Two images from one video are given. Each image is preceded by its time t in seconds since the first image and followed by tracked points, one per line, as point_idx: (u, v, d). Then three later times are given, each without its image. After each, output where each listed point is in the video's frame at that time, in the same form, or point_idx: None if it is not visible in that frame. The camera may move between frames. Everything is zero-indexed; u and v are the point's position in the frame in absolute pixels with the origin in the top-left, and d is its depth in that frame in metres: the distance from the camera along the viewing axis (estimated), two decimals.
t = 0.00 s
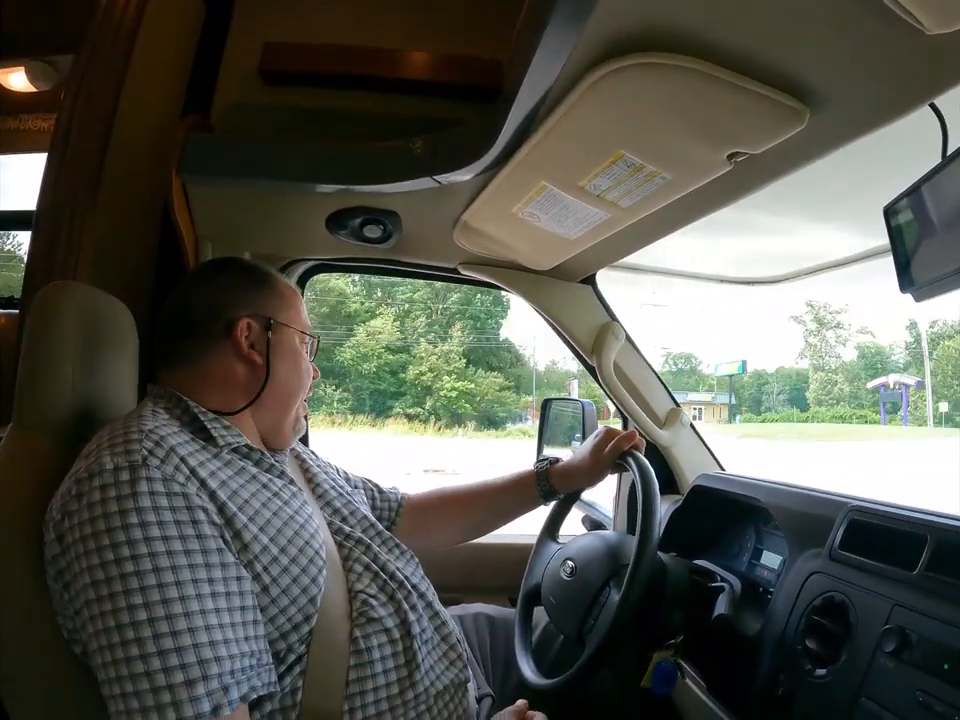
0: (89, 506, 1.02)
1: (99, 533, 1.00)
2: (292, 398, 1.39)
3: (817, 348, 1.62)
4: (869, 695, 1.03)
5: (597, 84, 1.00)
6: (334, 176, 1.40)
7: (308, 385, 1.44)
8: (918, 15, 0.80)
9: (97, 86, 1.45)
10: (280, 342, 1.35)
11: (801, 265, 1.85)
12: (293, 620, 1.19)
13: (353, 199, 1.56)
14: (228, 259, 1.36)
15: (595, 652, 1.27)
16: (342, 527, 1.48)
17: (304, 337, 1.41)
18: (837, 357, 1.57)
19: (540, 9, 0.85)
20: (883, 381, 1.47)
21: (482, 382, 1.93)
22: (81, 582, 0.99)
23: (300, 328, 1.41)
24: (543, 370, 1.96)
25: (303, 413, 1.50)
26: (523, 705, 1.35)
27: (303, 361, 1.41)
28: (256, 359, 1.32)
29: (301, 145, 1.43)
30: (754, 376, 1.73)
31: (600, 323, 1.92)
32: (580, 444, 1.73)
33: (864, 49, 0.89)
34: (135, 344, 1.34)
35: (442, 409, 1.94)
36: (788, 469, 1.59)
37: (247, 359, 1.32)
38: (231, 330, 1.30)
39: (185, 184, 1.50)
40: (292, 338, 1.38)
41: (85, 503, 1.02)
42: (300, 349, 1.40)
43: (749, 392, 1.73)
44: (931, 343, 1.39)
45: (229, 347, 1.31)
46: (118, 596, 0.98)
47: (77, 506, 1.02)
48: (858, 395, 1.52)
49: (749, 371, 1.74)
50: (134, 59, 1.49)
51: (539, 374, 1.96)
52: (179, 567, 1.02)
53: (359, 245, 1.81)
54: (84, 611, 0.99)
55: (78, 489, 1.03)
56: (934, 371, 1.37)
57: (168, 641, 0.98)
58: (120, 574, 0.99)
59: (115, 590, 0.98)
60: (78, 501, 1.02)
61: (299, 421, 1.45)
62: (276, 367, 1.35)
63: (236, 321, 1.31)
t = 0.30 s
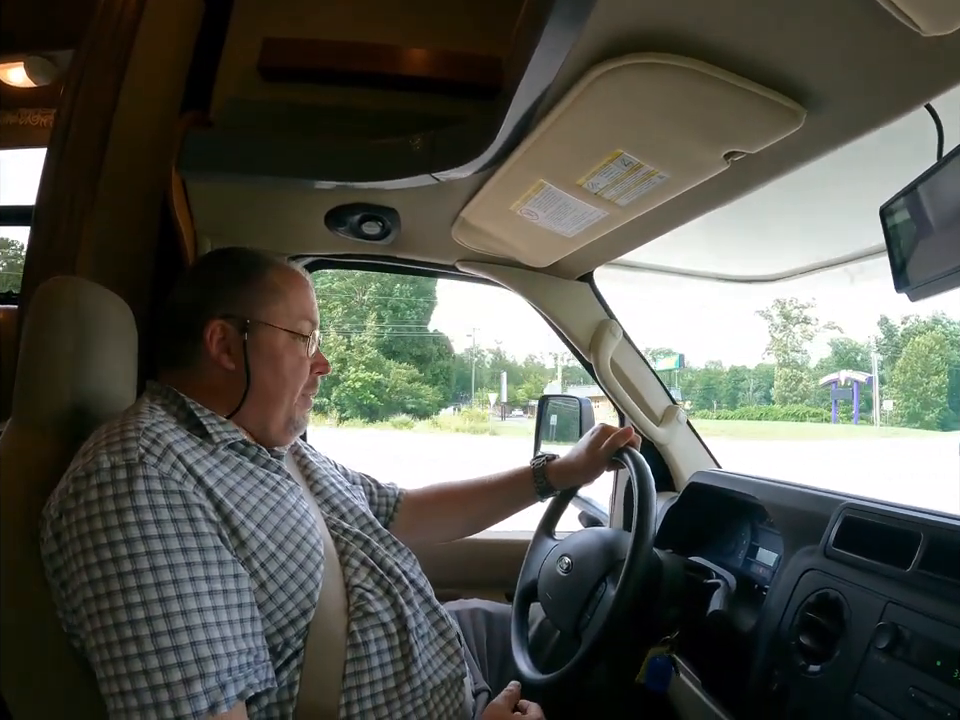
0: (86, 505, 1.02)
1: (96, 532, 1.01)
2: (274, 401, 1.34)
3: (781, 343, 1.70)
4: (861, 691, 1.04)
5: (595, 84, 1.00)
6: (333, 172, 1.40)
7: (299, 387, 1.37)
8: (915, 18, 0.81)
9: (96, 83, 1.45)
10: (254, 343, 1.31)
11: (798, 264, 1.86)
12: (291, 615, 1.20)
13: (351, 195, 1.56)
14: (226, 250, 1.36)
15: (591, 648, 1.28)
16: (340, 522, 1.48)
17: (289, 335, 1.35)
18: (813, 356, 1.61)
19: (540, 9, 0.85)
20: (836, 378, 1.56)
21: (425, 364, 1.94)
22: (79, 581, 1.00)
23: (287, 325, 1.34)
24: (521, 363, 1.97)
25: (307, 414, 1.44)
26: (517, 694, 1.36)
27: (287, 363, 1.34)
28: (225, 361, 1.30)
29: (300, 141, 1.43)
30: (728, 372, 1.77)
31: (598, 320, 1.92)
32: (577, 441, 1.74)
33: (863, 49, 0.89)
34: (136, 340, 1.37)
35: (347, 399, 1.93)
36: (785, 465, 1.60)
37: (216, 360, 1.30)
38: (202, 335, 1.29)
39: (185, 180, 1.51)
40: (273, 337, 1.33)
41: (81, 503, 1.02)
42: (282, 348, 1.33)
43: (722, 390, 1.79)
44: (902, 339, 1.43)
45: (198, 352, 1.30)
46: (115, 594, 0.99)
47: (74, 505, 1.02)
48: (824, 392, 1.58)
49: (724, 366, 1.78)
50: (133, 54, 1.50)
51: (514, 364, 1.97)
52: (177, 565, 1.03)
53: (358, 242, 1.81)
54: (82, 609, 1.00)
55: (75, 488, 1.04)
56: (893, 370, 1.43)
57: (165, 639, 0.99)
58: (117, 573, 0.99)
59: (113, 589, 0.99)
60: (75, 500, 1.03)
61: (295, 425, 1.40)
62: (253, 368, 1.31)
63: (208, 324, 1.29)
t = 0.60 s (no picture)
0: (81, 506, 1.01)
1: (92, 533, 1.00)
2: (265, 402, 1.33)
3: (746, 338, 1.75)
4: (860, 693, 1.04)
5: (597, 83, 1.00)
6: (333, 167, 1.39)
7: (292, 389, 1.36)
8: (920, 18, 0.81)
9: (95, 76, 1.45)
10: (242, 344, 1.30)
11: (798, 264, 1.86)
12: (288, 615, 1.20)
13: (350, 191, 1.55)
14: (225, 241, 1.34)
15: (589, 645, 1.28)
16: (337, 520, 1.48)
17: (280, 336, 1.33)
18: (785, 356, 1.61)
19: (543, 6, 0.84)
20: (781, 374, 1.57)
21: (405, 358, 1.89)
22: (75, 583, 0.99)
23: (276, 326, 1.33)
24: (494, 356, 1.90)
25: (306, 416, 1.42)
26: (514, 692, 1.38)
27: (278, 363, 1.33)
28: (213, 362, 1.30)
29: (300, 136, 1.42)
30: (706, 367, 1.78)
31: (597, 319, 1.92)
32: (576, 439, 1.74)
33: (868, 49, 0.89)
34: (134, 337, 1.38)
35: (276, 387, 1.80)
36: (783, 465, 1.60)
37: (203, 362, 1.30)
38: (189, 336, 1.29)
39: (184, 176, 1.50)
40: (262, 339, 1.32)
41: (76, 503, 1.01)
42: (272, 350, 1.32)
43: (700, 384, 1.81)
44: (871, 335, 1.44)
45: (186, 352, 1.30)
46: (111, 597, 0.98)
47: (69, 506, 1.02)
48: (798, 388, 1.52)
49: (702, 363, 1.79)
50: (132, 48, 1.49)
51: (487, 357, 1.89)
52: (173, 567, 1.03)
53: (358, 238, 1.81)
54: (78, 611, 0.99)
55: (70, 488, 1.03)
56: (862, 365, 1.43)
57: (162, 642, 0.99)
58: (113, 575, 0.99)
59: (109, 592, 0.98)
60: (70, 500, 1.02)
61: (291, 426, 1.38)
62: (241, 372, 1.31)
63: (195, 326, 1.29)
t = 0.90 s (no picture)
0: (82, 500, 1.01)
1: (93, 527, 0.99)
2: (266, 396, 1.32)
3: (708, 332, 1.82)
4: (861, 695, 1.04)
5: (606, 78, 0.99)
6: (334, 161, 1.38)
7: (293, 382, 1.35)
8: (934, 18, 0.79)
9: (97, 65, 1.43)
10: (244, 337, 1.29)
11: (801, 263, 1.86)
12: (288, 611, 1.19)
13: (352, 184, 1.54)
14: (227, 234, 1.34)
15: (591, 643, 1.27)
16: (338, 517, 1.48)
17: (281, 329, 1.32)
18: (747, 351, 1.71)
19: None
20: (722, 370, 1.76)
21: (382, 352, 1.86)
22: (75, 577, 0.99)
23: (278, 319, 1.32)
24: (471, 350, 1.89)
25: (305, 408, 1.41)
26: (513, 698, 1.37)
27: (279, 357, 1.32)
28: (215, 355, 1.29)
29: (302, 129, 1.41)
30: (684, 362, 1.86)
31: (599, 315, 1.91)
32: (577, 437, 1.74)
33: (879, 48, 0.88)
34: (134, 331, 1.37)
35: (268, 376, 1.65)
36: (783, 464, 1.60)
37: (205, 354, 1.29)
38: (191, 327, 1.28)
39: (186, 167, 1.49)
40: (263, 332, 1.30)
41: (77, 497, 1.01)
42: (273, 343, 1.31)
43: (677, 379, 1.90)
44: (837, 332, 1.57)
45: (188, 345, 1.29)
46: (112, 592, 0.98)
47: (70, 500, 1.01)
48: (775, 386, 1.65)
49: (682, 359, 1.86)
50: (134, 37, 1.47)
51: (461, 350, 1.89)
52: (174, 562, 1.02)
53: (359, 232, 1.80)
54: (78, 606, 0.98)
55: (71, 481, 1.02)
56: (828, 362, 1.55)
57: (162, 637, 0.98)
58: (114, 570, 0.98)
59: (109, 586, 0.98)
60: (71, 494, 1.02)
61: (290, 420, 1.37)
62: (243, 364, 1.30)
63: (197, 318, 1.28)
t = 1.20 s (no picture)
0: (80, 497, 1.00)
1: (91, 525, 0.99)
2: (264, 391, 1.31)
3: (672, 327, 1.92)
4: (861, 694, 1.04)
5: (613, 72, 0.97)
6: (336, 153, 1.37)
7: (292, 378, 1.34)
8: (945, 17, 0.78)
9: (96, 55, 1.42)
10: (243, 331, 1.28)
11: (804, 259, 1.86)
12: (287, 608, 1.19)
13: (354, 177, 1.53)
14: (229, 225, 1.33)
15: (591, 637, 1.27)
16: (338, 512, 1.47)
17: (280, 325, 1.31)
18: (726, 346, 1.84)
19: None
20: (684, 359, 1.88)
21: (360, 344, 1.88)
22: (73, 575, 0.99)
23: (277, 315, 1.31)
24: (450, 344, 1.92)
25: (305, 403, 1.41)
26: (513, 692, 1.36)
27: (278, 352, 1.31)
28: (214, 350, 1.28)
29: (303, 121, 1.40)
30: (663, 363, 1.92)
31: (602, 311, 1.89)
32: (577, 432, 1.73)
33: (890, 45, 0.86)
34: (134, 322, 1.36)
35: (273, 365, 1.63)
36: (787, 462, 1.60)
37: (203, 347, 1.28)
38: (190, 320, 1.27)
39: (186, 158, 1.47)
40: (262, 327, 1.30)
41: (75, 494, 1.00)
42: (272, 338, 1.30)
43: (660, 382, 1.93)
44: (803, 328, 1.73)
45: (186, 337, 1.29)
46: (109, 590, 0.98)
47: (68, 497, 1.01)
48: (748, 383, 1.77)
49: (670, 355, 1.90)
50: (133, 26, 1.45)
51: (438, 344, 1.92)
52: (172, 560, 1.02)
53: (361, 225, 1.79)
54: (75, 604, 0.99)
55: (69, 477, 1.02)
56: (793, 358, 1.68)
57: (160, 636, 0.98)
58: (111, 567, 0.98)
59: (107, 584, 0.98)
60: (69, 491, 1.01)
61: (290, 415, 1.36)
62: (241, 359, 1.29)
63: (195, 310, 1.27)
